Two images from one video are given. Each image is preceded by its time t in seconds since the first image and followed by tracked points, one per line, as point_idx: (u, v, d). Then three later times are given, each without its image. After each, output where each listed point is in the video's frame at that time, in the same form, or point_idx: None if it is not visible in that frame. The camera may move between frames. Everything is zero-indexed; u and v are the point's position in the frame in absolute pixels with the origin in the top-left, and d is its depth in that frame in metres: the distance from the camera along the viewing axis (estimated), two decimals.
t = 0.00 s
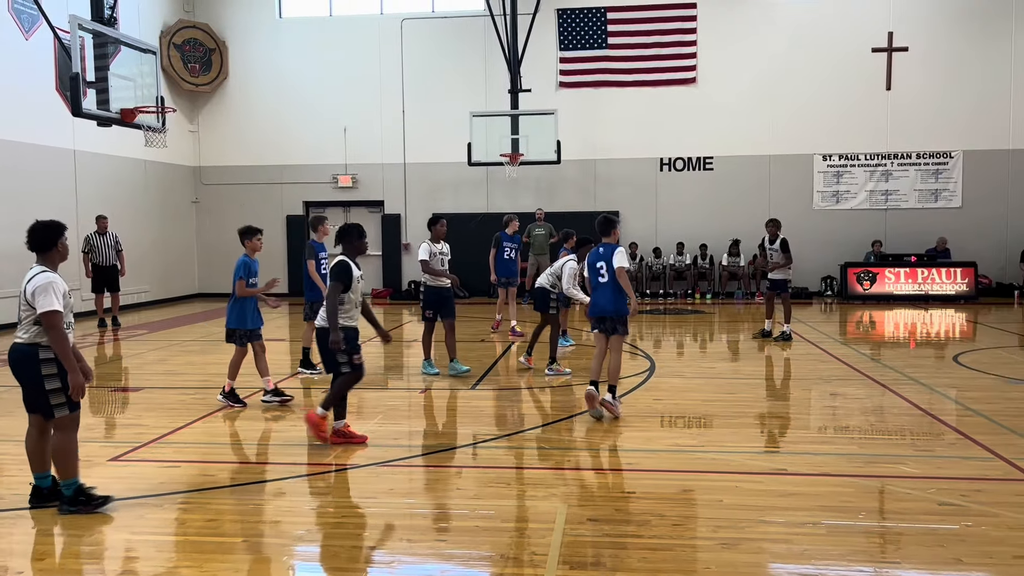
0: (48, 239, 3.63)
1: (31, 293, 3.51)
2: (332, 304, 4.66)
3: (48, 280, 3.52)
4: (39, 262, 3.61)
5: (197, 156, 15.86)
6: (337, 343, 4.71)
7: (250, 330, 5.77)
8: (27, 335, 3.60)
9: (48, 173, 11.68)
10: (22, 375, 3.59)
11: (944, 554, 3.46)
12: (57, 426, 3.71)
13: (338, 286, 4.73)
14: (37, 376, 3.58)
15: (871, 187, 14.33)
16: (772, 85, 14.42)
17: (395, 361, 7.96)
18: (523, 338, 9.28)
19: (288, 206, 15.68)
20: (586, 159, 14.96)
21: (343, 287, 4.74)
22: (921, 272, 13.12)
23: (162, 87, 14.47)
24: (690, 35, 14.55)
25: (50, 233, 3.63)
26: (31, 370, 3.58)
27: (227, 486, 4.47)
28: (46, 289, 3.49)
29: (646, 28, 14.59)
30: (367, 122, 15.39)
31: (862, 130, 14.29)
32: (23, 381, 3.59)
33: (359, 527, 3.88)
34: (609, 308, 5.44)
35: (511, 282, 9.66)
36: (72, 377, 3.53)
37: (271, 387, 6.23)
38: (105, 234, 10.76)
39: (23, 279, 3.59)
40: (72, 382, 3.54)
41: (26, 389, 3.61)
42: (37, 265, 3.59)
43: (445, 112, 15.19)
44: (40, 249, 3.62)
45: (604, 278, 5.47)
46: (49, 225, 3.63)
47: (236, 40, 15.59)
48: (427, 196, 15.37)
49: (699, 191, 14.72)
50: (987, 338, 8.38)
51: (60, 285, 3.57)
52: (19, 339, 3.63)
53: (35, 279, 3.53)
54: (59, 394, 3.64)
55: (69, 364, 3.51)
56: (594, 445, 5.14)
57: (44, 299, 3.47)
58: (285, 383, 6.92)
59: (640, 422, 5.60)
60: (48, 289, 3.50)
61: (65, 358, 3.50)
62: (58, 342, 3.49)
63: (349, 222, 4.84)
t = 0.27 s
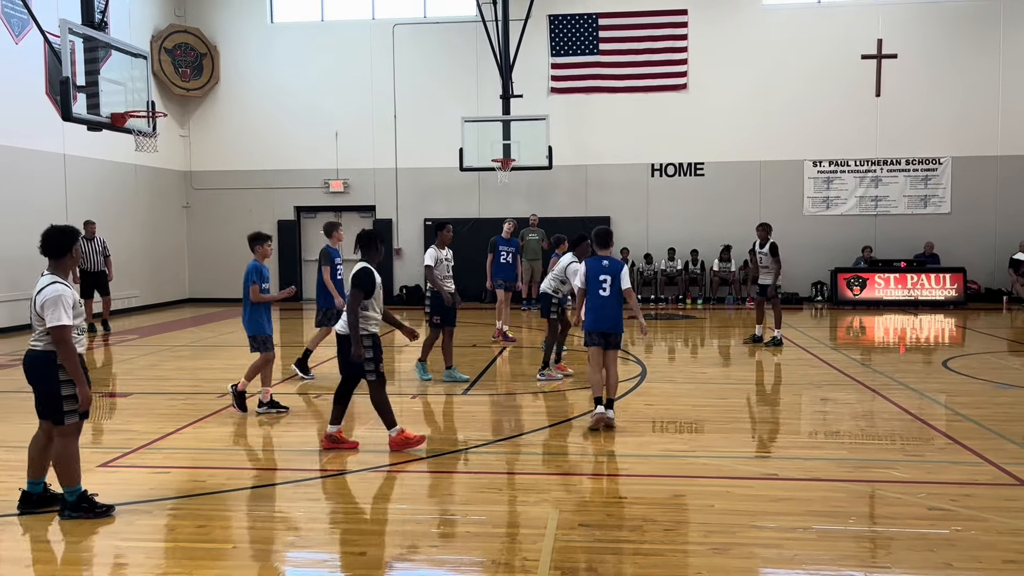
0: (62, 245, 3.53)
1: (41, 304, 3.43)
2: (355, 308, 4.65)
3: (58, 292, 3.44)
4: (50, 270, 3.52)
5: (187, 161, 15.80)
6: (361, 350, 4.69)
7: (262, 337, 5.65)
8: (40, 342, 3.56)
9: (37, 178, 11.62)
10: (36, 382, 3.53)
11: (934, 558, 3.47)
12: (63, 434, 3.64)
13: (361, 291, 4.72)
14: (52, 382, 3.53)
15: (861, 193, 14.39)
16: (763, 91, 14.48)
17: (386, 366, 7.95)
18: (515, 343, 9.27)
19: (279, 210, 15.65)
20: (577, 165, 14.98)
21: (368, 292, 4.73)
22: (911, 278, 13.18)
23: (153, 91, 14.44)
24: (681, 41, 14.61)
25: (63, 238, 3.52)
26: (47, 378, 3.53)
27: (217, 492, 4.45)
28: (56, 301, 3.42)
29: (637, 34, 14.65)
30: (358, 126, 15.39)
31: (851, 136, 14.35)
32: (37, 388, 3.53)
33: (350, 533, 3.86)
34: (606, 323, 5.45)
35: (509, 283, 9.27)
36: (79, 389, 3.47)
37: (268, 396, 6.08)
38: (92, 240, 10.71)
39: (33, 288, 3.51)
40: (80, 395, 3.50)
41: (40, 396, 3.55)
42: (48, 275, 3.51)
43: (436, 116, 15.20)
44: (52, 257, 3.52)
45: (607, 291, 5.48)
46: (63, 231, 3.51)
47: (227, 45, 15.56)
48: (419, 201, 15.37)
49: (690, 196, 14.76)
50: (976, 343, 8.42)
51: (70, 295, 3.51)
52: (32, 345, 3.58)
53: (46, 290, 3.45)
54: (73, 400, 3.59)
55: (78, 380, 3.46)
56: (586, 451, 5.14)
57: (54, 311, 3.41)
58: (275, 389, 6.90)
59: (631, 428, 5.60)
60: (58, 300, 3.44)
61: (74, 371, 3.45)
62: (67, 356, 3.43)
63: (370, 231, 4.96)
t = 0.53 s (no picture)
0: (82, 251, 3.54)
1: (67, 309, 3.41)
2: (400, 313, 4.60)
3: (85, 298, 3.44)
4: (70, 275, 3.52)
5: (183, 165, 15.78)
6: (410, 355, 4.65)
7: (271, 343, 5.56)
8: (59, 348, 3.50)
9: (32, 182, 11.60)
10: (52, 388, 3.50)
11: (930, 563, 3.47)
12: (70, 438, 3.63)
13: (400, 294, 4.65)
14: (69, 387, 3.52)
15: (856, 198, 14.43)
16: (758, 97, 14.52)
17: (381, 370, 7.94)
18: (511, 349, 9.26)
19: (275, 215, 15.64)
20: (573, 169, 15.00)
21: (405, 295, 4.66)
22: (906, 283, 13.21)
23: (148, 96, 14.42)
24: (677, 46, 14.65)
25: (83, 243, 3.54)
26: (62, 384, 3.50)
27: (213, 497, 4.43)
28: (83, 306, 3.41)
29: (633, 39, 14.70)
30: (354, 131, 15.39)
31: (846, 142, 14.40)
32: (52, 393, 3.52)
33: (346, 539, 3.84)
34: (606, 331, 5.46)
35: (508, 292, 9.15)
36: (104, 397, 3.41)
37: (275, 407, 5.82)
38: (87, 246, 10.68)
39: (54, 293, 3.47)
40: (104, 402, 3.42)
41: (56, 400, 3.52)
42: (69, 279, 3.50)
43: (432, 121, 15.21)
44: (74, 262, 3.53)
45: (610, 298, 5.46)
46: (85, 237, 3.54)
47: (223, 50, 15.56)
48: (415, 205, 15.37)
49: (686, 201, 14.79)
50: (971, 347, 8.44)
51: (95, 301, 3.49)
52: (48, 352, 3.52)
53: (73, 296, 3.44)
54: (85, 407, 3.57)
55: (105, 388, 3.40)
56: (582, 456, 5.13)
57: (82, 317, 3.38)
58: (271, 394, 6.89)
59: (627, 432, 5.60)
60: (85, 307, 3.42)
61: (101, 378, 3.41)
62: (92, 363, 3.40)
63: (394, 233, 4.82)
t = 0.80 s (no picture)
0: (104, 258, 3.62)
1: (93, 314, 3.46)
2: (432, 315, 4.67)
3: (111, 305, 3.50)
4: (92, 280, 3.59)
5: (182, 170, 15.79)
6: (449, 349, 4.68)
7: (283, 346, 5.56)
8: (80, 352, 3.53)
9: (31, 187, 11.60)
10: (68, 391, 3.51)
11: (929, 567, 3.47)
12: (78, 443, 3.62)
13: (430, 298, 4.73)
14: (86, 392, 3.54)
15: (855, 203, 14.45)
16: (756, 102, 14.55)
17: (380, 375, 7.94)
18: (510, 354, 9.25)
19: (273, 220, 15.64)
20: (572, 174, 15.02)
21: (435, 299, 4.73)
22: (904, 287, 13.21)
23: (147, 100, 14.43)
24: (675, 51, 14.67)
25: (100, 248, 3.61)
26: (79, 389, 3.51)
27: (211, 502, 4.42)
28: (109, 313, 3.47)
29: (631, 44, 14.72)
30: (353, 136, 15.40)
31: (844, 147, 14.42)
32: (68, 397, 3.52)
33: (344, 544, 3.83)
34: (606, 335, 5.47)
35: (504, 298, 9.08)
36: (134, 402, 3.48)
37: (274, 413, 5.80)
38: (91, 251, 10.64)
39: (78, 299, 3.52)
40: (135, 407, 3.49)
41: (71, 403, 3.52)
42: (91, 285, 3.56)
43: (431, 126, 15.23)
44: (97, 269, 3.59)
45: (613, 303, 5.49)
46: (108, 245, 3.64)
47: (222, 54, 15.57)
48: (413, 210, 15.37)
49: (685, 205, 14.80)
50: (970, 352, 8.44)
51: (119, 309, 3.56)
52: (68, 355, 3.54)
53: (98, 302, 3.49)
54: (98, 412, 3.59)
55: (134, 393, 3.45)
56: (581, 461, 5.13)
57: (109, 323, 3.46)
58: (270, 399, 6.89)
59: (626, 437, 5.60)
60: (112, 313, 3.49)
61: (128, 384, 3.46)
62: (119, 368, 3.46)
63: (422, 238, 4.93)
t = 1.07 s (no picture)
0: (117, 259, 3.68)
1: (103, 311, 3.53)
2: (452, 311, 4.77)
3: (121, 300, 3.56)
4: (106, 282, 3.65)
5: (180, 175, 15.78)
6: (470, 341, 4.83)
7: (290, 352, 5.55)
8: (97, 354, 3.58)
9: (30, 192, 11.60)
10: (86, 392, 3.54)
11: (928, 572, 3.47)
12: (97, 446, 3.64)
13: (453, 294, 4.85)
14: (101, 394, 3.55)
15: (853, 208, 14.47)
16: (754, 107, 14.57)
17: (379, 380, 7.94)
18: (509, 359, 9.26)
19: (272, 224, 15.63)
20: (570, 179, 15.03)
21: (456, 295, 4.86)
22: (902, 292, 13.22)
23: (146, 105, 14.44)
24: (674, 56, 14.70)
25: (112, 249, 3.68)
26: (95, 389, 3.54)
27: (210, 506, 4.41)
28: (119, 307, 3.53)
29: (629, 49, 14.76)
30: (352, 140, 15.42)
31: (843, 151, 14.44)
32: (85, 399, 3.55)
33: (342, 548, 3.82)
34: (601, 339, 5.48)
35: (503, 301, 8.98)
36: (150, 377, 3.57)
37: (274, 418, 5.83)
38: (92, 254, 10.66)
39: (92, 301, 3.59)
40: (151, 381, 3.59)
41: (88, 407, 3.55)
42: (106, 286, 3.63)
43: (430, 131, 15.24)
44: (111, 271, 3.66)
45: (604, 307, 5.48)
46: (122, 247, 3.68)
47: (221, 59, 15.60)
48: (411, 214, 15.38)
49: (682, 210, 14.82)
50: (968, 357, 8.44)
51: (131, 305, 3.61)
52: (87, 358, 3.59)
53: (109, 299, 3.56)
54: (114, 415, 3.59)
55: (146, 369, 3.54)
56: (580, 465, 5.13)
57: (118, 317, 3.51)
58: (268, 403, 6.89)
59: (625, 441, 5.60)
60: (121, 309, 3.53)
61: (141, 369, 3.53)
62: (132, 358, 3.54)
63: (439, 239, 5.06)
